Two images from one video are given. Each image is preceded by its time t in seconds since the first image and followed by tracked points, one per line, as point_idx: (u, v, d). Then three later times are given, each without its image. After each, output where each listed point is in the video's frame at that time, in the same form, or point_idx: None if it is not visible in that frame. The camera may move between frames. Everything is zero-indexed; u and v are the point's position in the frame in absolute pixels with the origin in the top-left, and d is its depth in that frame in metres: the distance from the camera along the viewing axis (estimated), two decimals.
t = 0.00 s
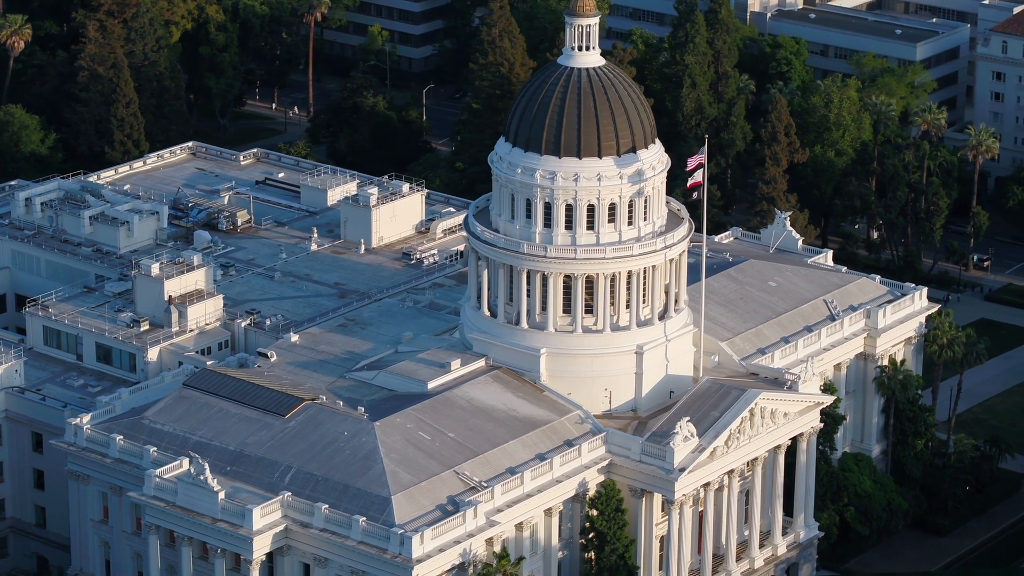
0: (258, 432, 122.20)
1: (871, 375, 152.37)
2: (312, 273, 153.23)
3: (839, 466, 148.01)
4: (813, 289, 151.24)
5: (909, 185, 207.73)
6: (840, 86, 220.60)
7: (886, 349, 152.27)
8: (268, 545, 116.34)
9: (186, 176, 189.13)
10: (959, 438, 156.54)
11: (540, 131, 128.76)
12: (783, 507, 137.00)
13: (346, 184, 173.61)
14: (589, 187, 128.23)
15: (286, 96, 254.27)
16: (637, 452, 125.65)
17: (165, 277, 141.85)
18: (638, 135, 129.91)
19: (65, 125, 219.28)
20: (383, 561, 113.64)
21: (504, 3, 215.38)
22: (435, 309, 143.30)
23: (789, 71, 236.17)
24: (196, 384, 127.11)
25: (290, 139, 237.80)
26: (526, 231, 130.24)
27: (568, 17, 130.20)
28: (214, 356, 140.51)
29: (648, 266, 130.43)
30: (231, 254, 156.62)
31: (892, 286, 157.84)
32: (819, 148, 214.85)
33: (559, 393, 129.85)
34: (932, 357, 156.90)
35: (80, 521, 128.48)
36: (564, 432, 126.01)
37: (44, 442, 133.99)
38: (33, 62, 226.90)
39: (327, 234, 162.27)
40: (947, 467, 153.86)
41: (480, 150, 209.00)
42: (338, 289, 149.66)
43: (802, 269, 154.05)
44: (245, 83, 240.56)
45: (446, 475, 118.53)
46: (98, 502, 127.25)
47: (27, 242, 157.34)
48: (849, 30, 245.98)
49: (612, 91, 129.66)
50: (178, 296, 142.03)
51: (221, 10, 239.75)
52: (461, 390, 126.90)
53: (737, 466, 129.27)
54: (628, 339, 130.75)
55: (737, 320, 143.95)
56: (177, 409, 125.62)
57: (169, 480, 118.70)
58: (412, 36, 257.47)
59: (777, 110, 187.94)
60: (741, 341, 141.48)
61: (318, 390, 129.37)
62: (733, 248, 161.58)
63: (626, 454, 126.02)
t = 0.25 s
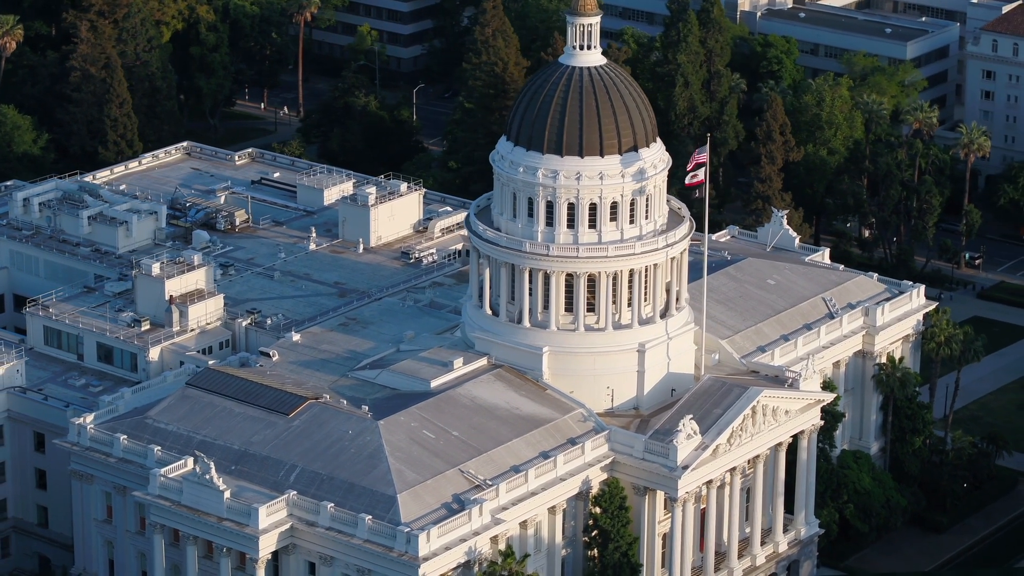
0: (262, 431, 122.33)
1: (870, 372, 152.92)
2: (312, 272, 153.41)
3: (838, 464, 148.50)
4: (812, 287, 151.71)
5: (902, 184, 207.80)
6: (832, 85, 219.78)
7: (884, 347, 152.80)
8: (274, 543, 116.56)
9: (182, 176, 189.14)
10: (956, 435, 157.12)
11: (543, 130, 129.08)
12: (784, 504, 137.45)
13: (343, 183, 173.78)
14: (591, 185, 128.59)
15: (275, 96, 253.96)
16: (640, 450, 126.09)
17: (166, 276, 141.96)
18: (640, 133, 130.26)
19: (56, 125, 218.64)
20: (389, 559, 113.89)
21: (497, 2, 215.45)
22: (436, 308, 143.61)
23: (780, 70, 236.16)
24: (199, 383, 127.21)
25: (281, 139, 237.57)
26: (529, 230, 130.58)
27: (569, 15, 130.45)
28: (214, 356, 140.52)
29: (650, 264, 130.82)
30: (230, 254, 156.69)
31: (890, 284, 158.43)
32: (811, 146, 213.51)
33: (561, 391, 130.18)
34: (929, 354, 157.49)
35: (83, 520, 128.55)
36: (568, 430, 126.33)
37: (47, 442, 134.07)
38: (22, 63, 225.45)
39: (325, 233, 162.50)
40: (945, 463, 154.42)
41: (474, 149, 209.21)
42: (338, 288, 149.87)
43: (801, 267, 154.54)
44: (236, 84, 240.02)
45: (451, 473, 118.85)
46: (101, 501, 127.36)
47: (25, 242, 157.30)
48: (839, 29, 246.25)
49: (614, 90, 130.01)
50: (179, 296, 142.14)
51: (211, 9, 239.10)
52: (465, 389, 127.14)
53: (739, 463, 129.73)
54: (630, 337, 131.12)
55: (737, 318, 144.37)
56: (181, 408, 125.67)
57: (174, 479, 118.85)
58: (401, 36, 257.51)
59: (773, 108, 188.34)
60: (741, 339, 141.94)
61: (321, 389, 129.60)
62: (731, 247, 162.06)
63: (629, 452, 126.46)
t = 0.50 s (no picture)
0: (266, 430, 122.48)
1: (868, 370, 153.55)
2: (311, 272, 153.56)
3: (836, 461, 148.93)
4: (810, 285, 152.19)
5: (895, 182, 206.37)
6: (824, 84, 220.72)
7: (882, 345, 153.29)
8: (279, 542, 116.77)
9: (178, 176, 189.16)
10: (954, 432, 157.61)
11: (545, 129, 129.43)
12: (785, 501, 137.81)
13: (339, 183, 173.90)
14: (593, 184, 128.91)
15: (265, 96, 253.57)
16: (642, 448, 126.45)
17: (166, 276, 142.09)
18: (641, 132, 130.61)
19: (48, 126, 217.68)
20: (394, 558, 114.10)
21: (490, 3, 215.48)
22: (436, 307, 143.91)
23: (771, 69, 235.96)
24: (202, 383, 127.31)
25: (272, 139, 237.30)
26: (530, 229, 130.90)
27: (570, 15, 131.02)
28: (215, 355, 140.53)
29: (652, 262, 131.13)
30: (229, 253, 156.76)
31: (887, 282, 159.02)
32: (804, 145, 215.37)
33: (563, 389, 130.44)
34: (927, 352, 158.08)
35: (86, 520, 128.65)
36: (571, 429, 126.62)
37: (49, 442, 134.12)
38: (12, 63, 223.69)
39: (323, 232, 162.66)
40: (943, 460, 154.91)
41: (467, 148, 209.33)
42: (337, 288, 150.06)
43: (799, 265, 155.04)
44: (226, 84, 239.34)
45: (455, 472, 119.10)
46: (105, 501, 127.47)
47: (24, 242, 157.28)
48: (829, 28, 246.45)
49: (616, 89, 130.39)
50: (179, 296, 142.24)
51: (201, 9, 238.35)
52: (467, 387, 127.35)
53: (741, 461, 130.09)
54: (632, 336, 131.39)
55: (736, 316, 144.78)
56: (184, 408, 125.77)
57: (179, 478, 118.98)
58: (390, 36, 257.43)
59: (768, 107, 188.83)
60: (741, 337, 142.33)
61: (323, 388, 129.77)
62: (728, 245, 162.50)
63: (631, 450, 126.81)
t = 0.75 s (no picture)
0: (270, 429, 122.64)
1: (866, 368, 154.07)
2: (310, 271, 153.69)
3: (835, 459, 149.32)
4: (808, 283, 152.61)
5: (888, 180, 205.98)
6: (816, 82, 219.56)
7: (880, 342, 153.91)
8: (285, 541, 117.02)
9: (173, 176, 189.05)
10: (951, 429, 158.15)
11: (546, 128, 129.69)
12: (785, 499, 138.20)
13: (335, 182, 173.97)
14: (595, 183, 129.20)
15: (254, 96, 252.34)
16: (645, 445, 126.77)
17: (167, 275, 142.17)
18: (642, 131, 130.94)
19: (40, 127, 215.25)
20: (400, 556, 114.32)
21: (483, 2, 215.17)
22: (437, 306, 144.21)
23: (762, 69, 234.60)
24: (205, 382, 127.40)
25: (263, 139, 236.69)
26: (532, 228, 131.18)
27: (572, 14, 131.35)
28: (216, 355, 140.65)
29: (653, 260, 131.47)
30: (227, 253, 156.84)
31: (884, 280, 159.69)
32: (795, 143, 213.35)
33: (565, 387, 130.69)
34: (923, 349, 158.77)
35: (90, 519, 128.79)
36: (574, 427, 126.86)
37: (51, 442, 134.21)
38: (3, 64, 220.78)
39: (321, 232, 162.84)
40: (941, 457, 155.37)
41: (461, 148, 208.36)
42: (337, 287, 150.22)
43: (797, 263, 155.46)
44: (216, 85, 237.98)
45: (460, 470, 119.32)
46: (108, 500, 127.63)
47: (22, 243, 157.21)
48: (819, 26, 245.99)
49: (617, 87, 130.70)
50: (180, 295, 142.32)
51: (192, 10, 236.92)
52: (471, 386, 127.59)
53: (743, 458, 130.46)
54: (634, 334, 131.71)
55: (736, 314, 145.15)
56: (187, 407, 125.86)
57: (184, 478, 119.15)
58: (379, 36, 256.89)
59: (763, 106, 189.28)
60: (740, 335, 142.71)
61: (326, 387, 129.96)
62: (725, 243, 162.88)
63: (634, 448, 127.12)
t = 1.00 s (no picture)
0: (274, 428, 122.82)
1: (864, 365, 154.57)
2: (309, 270, 153.85)
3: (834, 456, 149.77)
4: (806, 281, 153.07)
5: (881, 180, 205.96)
6: (807, 81, 219.29)
7: (878, 340, 154.41)
8: (290, 539, 117.26)
9: (167, 176, 188.89)
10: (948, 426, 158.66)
11: (548, 127, 129.97)
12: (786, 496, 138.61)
13: (331, 182, 173.92)
14: (597, 181, 129.53)
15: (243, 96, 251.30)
16: (647, 443, 127.10)
17: (167, 275, 142.29)
18: (643, 129, 131.27)
19: (31, 126, 214.52)
20: (406, 554, 114.64)
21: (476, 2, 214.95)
22: (437, 305, 144.50)
23: (753, 67, 234.20)
24: (208, 381, 127.50)
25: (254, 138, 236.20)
26: (534, 226, 131.45)
27: (573, 12, 131.61)
28: (216, 354, 140.81)
29: (655, 258, 131.78)
30: (225, 253, 156.93)
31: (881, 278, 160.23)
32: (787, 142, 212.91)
33: (567, 385, 130.97)
34: (920, 346, 159.28)
35: (92, 519, 128.84)
36: (576, 425, 127.16)
37: (53, 441, 134.25)
38: None
39: (319, 231, 163.04)
40: (938, 454, 155.86)
41: (455, 147, 206.49)
42: (336, 286, 150.41)
43: (794, 261, 155.93)
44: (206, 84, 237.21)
45: (464, 468, 119.58)
46: (111, 499, 127.72)
47: (20, 243, 157.18)
48: (809, 25, 245.76)
49: (618, 86, 131.00)
50: (180, 295, 142.44)
51: (182, 10, 236.23)
52: (473, 384, 127.86)
53: (744, 456, 130.84)
54: (635, 332, 132.06)
55: (735, 312, 145.55)
56: (190, 406, 125.97)
57: (188, 477, 119.32)
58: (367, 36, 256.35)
59: (758, 104, 189.96)
60: (740, 333, 143.10)
61: (328, 385, 130.16)
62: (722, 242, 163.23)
63: (636, 446, 127.45)
